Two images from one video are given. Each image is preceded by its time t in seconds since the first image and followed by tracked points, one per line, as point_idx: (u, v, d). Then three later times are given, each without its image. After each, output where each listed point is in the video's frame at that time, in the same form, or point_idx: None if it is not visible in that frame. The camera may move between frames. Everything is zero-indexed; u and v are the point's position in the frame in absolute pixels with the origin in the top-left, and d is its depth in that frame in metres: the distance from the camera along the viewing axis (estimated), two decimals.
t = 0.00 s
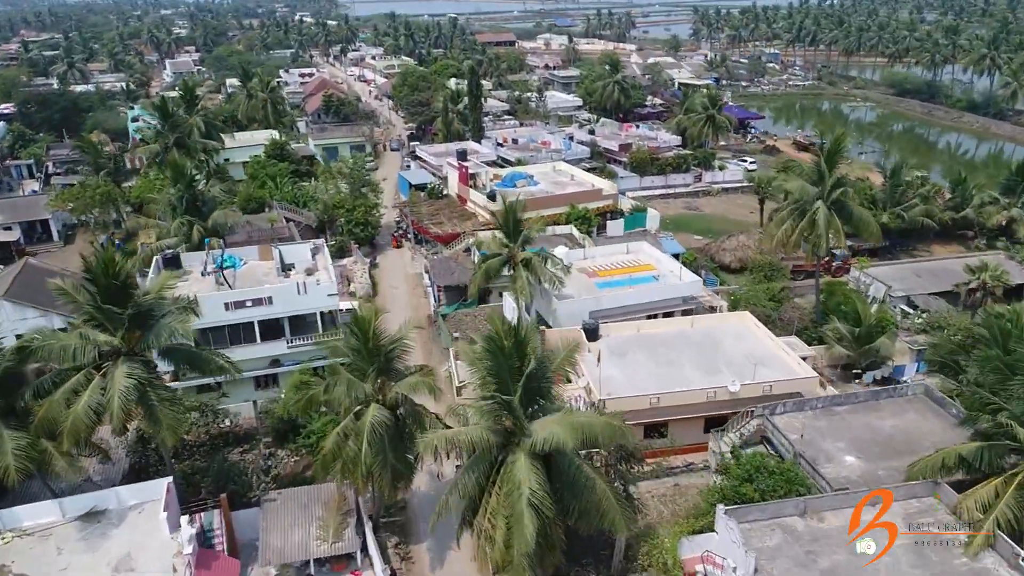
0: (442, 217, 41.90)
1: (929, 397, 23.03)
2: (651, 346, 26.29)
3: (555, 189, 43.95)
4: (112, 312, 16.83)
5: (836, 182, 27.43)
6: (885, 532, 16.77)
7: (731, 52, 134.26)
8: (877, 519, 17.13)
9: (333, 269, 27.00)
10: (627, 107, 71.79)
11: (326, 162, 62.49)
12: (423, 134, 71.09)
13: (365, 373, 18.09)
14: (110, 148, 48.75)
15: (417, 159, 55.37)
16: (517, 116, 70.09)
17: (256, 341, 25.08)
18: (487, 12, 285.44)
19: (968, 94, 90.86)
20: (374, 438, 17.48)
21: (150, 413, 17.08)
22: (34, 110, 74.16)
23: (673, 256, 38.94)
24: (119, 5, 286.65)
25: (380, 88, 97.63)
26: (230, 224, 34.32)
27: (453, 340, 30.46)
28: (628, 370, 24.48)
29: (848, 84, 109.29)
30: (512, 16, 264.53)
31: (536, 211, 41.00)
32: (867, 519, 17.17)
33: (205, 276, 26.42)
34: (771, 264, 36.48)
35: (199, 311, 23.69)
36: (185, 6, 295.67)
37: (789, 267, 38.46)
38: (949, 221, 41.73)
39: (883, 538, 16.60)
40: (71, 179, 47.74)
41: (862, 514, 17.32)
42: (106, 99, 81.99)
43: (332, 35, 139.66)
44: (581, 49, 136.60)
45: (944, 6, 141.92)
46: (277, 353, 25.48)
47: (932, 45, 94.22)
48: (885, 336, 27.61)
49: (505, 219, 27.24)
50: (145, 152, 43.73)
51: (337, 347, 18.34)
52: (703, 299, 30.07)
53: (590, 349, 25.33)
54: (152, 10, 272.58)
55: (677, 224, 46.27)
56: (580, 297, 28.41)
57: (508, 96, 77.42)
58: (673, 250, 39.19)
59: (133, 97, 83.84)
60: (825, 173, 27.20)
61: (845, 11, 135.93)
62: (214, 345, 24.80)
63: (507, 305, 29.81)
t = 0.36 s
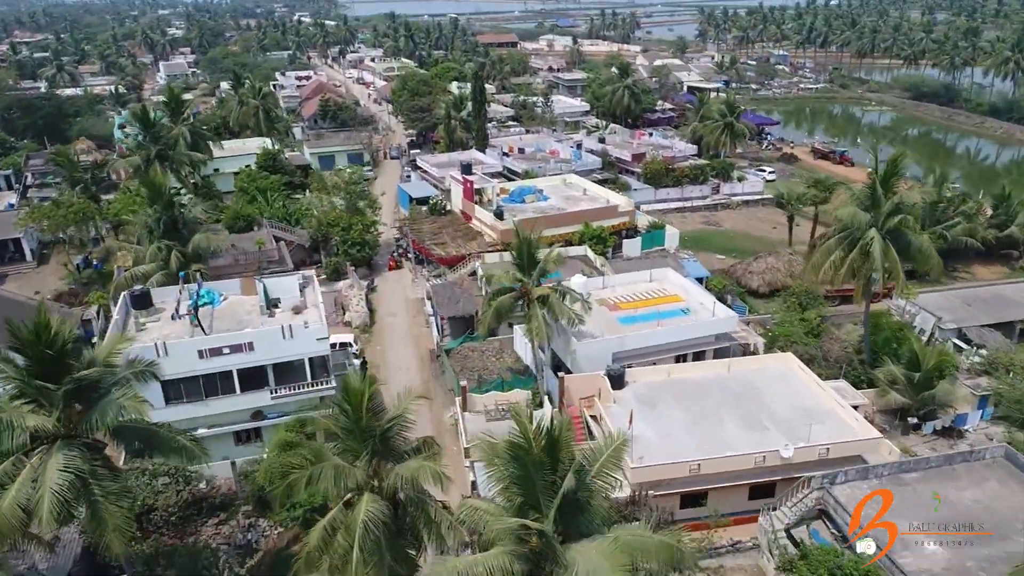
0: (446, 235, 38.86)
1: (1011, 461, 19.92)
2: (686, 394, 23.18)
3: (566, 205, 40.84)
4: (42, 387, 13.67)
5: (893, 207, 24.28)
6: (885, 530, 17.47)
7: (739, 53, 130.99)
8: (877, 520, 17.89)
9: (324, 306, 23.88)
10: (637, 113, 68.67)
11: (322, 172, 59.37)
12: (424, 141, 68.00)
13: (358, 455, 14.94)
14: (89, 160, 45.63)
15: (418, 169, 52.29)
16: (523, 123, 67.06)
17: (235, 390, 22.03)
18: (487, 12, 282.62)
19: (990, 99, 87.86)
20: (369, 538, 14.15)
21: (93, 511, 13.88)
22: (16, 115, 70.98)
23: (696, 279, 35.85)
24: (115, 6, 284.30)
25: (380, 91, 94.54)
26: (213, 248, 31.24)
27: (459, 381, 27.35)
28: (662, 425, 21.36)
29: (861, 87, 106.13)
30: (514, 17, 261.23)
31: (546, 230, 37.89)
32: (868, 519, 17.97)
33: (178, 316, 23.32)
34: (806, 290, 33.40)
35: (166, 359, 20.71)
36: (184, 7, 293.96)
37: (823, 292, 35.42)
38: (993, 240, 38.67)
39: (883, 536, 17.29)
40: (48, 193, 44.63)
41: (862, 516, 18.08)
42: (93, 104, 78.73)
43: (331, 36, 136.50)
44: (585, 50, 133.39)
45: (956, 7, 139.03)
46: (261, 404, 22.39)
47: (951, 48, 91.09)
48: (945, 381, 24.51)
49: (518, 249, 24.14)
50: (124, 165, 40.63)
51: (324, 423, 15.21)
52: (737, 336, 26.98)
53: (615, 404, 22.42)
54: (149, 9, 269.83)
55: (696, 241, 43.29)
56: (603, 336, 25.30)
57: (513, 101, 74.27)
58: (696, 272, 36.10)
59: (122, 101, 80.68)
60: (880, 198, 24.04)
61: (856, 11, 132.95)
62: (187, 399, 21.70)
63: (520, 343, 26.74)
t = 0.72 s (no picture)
0: (449, 255, 36.10)
1: None
2: (725, 450, 20.39)
3: (578, 222, 37.95)
4: None
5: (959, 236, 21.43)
6: (887, 528, 17.11)
7: (747, 54, 128.08)
8: (878, 519, 17.47)
9: (312, 352, 21.05)
10: (648, 119, 65.83)
11: (317, 182, 56.75)
12: (425, 149, 65.18)
13: (348, 571, 12.10)
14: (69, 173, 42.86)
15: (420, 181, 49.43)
16: (528, 129, 64.34)
17: (210, 452, 19.16)
18: (488, 12, 279.97)
19: (1009, 103, 85.15)
20: None
21: None
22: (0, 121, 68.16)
23: (721, 305, 32.97)
24: (112, 6, 281.70)
25: (379, 95, 91.79)
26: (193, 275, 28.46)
27: (465, 428, 24.52)
28: (701, 491, 18.61)
29: (874, 90, 103.42)
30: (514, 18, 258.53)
31: (558, 251, 35.03)
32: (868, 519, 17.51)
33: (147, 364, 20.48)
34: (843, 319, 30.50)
35: (128, 420, 17.88)
36: (182, 7, 291.46)
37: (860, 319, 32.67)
38: None
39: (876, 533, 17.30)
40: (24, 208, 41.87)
41: (862, 515, 17.66)
42: (81, 109, 75.82)
43: (330, 38, 133.63)
44: (589, 52, 130.59)
45: (967, 8, 136.34)
46: (240, 466, 19.53)
47: (968, 50, 88.34)
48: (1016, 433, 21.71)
49: (535, 285, 21.26)
50: (103, 180, 37.81)
51: (306, 530, 12.33)
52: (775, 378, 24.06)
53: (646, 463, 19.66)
54: (146, 9, 266.98)
55: (716, 260, 40.58)
56: (630, 381, 22.47)
57: (517, 106, 71.41)
58: (721, 297, 33.24)
59: (111, 106, 77.85)
60: (944, 227, 21.16)
61: (866, 13, 130.30)
62: (155, 463, 18.83)
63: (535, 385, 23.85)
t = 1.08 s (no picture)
0: (453, 275, 33.55)
1: None
2: (772, 517, 17.82)
3: (591, 240, 35.40)
4: None
5: None
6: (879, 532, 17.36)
7: (753, 55, 125.60)
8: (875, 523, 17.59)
9: (301, 404, 18.48)
10: (658, 124, 63.31)
11: (313, 190, 54.53)
12: (426, 156, 62.70)
13: None
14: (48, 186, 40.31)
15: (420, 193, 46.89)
16: (534, 136, 61.89)
17: (182, 525, 16.57)
18: (488, 12, 277.76)
19: None
20: None
21: None
22: None
23: (749, 331, 30.45)
24: (108, 6, 279.27)
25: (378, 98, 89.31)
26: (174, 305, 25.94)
27: (473, 480, 21.96)
28: (749, 566, 16.22)
29: (886, 93, 101.01)
30: (514, 18, 256.11)
31: (570, 272, 32.49)
32: (868, 519, 17.72)
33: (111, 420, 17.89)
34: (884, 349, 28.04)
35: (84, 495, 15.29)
36: (180, 7, 289.22)
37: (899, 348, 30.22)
38: None
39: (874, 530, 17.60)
40: None
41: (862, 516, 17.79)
42: (69, 114, 73.14)
43: (328, 39, 131.04)
44: (592, 53, 128.15)
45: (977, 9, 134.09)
46: (218, 539, 16.96)
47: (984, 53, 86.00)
48: None
49: (554, 325, 18.62)
50: (81, 194, 35.21)
51: None
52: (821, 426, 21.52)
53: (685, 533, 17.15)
54: (143, 10, 264.35)
55: (737, 279, 38.14)
56: (661, 432, 19.93)
57: (522, 110, 68.87)
58: (748, 323, 30.57)
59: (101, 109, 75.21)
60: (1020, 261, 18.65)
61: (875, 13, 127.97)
62: (117, 540, 16.24)
63: (552, 433, 21.29)
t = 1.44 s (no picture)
0: (458, 297, 31.21)
1: None
2: None
3: (606, 258, 33.08)
4: None
5: None
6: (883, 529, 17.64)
7: (760, 56, 123.37)
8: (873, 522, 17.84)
9: (287, 468, 16.10)
10: (668, 129, 61.08)
11: (310, 201, 52.32)
12: (427, 163, 60.40)
13: None
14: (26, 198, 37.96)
15: (421, 204, 44.55)
16: (540, 143, 59.64)
17: None
18: (488, 12, 275.57)
19: None
20: None
21: None
22: None
23: (779, 361, 28.15)
24: (106, 6, 277.23)
25: (377, 102, 87.06)
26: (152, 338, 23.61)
27: (483, 541, 19.60)
28: None
29: (897, 96, 98.91)
30: (514, 18, 254.03)
31: (584, 295, 30.17)
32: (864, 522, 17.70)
33: (66, 488, 15.51)
34: (928, 383, 25.80)
35: None
36: (179, 7, 287.38)
37: (942, 378, 27.99)
38: None
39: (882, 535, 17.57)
40: None
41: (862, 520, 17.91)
42: (58, 118, 70.71)
43: (326, 39, 128.72)
44: (596, 54, 125.88)
45: (986, 10, 132.15)
46: None
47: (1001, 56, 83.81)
48: None
49: (578, 380, 16.15)
50: (58, 211, 32.84)
51: None
52: (875, 481, 19.20)
53: None
54: (141, 10, 262.89)
55: (760, 299, 35.83)
56: (699, 495, 17.54)
57: (526, 114, 66.60)
58: (778, 351, 28.32)
59: (91, 114, 72.83)
60: None
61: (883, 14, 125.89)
62: None
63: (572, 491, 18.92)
